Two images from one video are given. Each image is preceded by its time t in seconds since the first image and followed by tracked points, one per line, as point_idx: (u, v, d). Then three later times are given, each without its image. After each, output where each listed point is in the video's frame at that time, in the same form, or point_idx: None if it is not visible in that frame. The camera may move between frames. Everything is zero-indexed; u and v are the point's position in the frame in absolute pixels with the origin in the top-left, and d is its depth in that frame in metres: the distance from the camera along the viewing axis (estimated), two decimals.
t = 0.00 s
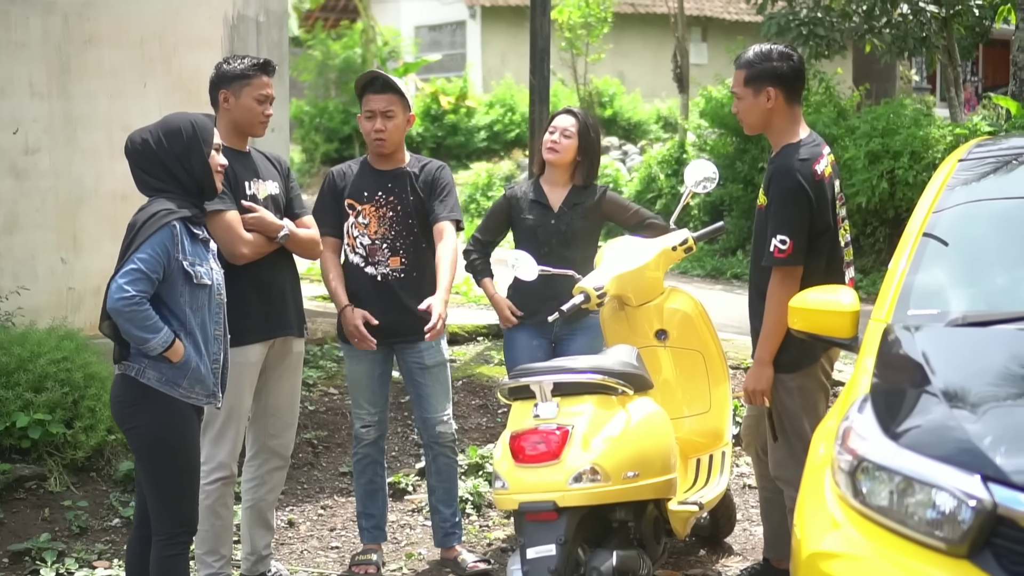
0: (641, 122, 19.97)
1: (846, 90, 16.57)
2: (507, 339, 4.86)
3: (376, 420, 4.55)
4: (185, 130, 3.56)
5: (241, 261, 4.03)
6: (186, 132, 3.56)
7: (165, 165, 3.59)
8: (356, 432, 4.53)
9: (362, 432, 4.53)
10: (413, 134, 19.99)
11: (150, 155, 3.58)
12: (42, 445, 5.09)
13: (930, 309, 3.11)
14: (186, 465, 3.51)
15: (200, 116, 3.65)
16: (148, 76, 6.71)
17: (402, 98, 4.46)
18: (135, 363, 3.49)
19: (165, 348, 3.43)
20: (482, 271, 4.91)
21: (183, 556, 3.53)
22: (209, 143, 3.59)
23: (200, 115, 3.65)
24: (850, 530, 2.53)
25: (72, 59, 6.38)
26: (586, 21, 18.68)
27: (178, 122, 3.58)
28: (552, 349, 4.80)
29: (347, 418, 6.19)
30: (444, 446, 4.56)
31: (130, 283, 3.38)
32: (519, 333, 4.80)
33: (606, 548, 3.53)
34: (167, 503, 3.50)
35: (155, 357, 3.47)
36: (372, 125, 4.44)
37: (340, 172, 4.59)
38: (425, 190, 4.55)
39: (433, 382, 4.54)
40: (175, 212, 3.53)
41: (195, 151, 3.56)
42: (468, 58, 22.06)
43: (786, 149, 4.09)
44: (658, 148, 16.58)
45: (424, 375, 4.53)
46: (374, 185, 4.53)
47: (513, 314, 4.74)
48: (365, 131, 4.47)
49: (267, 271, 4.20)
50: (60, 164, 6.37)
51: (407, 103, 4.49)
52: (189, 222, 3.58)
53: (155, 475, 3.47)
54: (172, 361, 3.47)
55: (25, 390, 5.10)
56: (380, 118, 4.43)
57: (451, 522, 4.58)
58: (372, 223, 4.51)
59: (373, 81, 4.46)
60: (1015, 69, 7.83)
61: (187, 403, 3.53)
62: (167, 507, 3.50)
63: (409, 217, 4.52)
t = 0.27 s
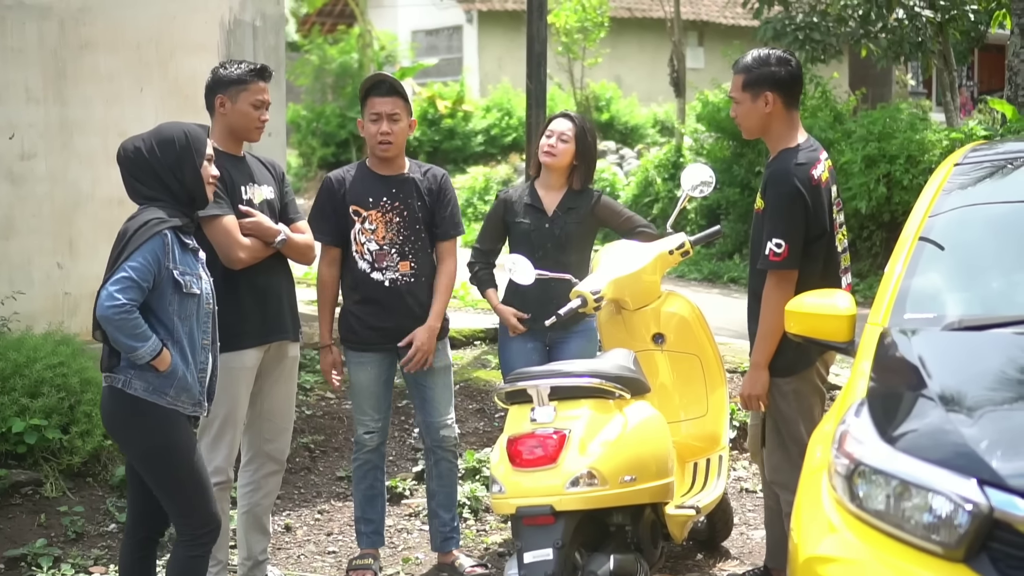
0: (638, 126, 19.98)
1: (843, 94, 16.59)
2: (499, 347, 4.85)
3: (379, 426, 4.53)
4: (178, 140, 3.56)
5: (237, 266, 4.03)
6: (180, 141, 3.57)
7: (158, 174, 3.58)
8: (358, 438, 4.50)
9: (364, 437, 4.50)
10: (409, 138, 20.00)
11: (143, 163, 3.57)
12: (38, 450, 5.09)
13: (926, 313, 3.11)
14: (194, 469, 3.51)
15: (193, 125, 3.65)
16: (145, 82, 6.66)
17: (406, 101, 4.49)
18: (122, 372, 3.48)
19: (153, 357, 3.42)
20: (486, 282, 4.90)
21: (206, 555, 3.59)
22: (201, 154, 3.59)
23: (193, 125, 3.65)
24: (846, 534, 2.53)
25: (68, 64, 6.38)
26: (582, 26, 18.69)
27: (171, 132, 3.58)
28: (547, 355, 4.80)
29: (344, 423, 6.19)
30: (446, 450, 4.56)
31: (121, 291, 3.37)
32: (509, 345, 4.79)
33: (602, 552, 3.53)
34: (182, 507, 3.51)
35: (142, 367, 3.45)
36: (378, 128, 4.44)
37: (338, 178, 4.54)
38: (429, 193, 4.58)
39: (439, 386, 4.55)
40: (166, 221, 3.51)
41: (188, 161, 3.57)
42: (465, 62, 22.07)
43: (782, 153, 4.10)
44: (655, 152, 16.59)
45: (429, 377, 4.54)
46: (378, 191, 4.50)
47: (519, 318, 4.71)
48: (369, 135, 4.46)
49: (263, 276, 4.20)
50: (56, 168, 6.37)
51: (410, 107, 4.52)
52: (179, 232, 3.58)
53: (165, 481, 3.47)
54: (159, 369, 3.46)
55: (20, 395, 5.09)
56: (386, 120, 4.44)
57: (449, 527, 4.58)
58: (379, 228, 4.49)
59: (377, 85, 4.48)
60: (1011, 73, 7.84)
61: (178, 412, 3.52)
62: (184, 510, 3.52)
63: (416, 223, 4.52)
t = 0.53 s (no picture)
0: (640, 129, 19.99)
1: (844, 97, 16.61)
2: (500, 346, 4.85)
3: (383, 428, 4.54)
4: (170, 141, 3.55)
5: (241, 269, 4.03)
6: (172, 142, 3.55)
7: (148, 175, 3.58)
8: (362, 440, 4.50)
9: (368, 440, 4.51)
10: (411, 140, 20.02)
11: (134, 165, 3.57)
12: (40, 452, 5.09)
13: (929, 315, 3.11)
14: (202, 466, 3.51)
15: (185, 126, 3.64)
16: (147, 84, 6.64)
17: (405, 109, 4.47)
18: (126, 377, 3.49)
19: (156, 360, 3.43)
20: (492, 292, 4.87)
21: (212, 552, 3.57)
22: (194, 155, 3.58)
23: (185, 125, 3.64)
24: (849, 536, 2.53)
25: (70, 66, 6.41)
26: (584, 28, 18.70)
27: (163, 133, 3.57)
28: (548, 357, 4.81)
29: (346, 425, 6.19)
30: (450, 452, 4.57)
31: (117, 298, 3.38)
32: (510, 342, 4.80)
33: (605, 555, 3.53)
34: (191, 505, 3.51)
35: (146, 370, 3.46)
36: (377, 138, 4.43)
37: (343, 181, 4.53)
38: (435, 196, 4.60)
39: (441, 387, 4.56)
40: (158, 224, 3.52)
41: (179, 161, 3.56)
42: (467, 64, 22.09)
43: (786, 153, 4.10)
44: (656, 154, 16.59)
45: (433, 378, 4.55)
46: (384, 195, 4.50)
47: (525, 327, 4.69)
48: (369, 144, 4.47)
49: (266, 278, 4.21)
50: (58, 171, 6.39)
51: (410, 113, 4.50)
52: (173, 233, 3.58)
53: (174, 481, 3.48)
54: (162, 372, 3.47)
55: (23, 397, 5.10)
56: (385, 130, 4.43)
57: (452, 529, 4.57)
58: (384, 232, 4.49)
59: (376, 94, 4.47)
60: (1012, 75, 7.84)
61: (183, 413, 3.53)
62: (191, 509, 3.51)
63: (420, 227, 4.53)
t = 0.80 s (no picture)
0: (642, 130, 19.99)
1: (846, 99, 16.61)
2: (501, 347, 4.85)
3: (381, 430, 4.54)
4: (169, 140, 3.55)
5: (247, 269, 4.03)
6: (171, 141, 3.56)
7: (148, 174, 3.57)
8: (360, 441, 4.51)
9: (366, 441, 4.51)
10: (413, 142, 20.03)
11: (134, 165, 3.57)
12: (43, 454, 5.10)
13: (931, 316, 3.11)
14: (190, 473, 3.52)
15: (183, 125, 3.64)
16: (149, 85, 6.65)
17: (403, 112, 4.43)
18: (129, 375, 3.49)
19: (160, 361, 3.44)
20: (495, 296, 4.86)
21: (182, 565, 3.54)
22: (194, 153, 3.58)
23: (184, 124, 3.64)
24: (851, 538, 2.53)
25: (73, 67, 6.42)
26: (586, 30, 18.70)
27: (162, 132, 3.57)
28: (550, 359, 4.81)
29: (348, 426, 6.19)
30: (448, 454, 4.55)
31: (122, 297, 3.38)
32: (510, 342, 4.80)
33: (607, 556, 3.53)
34: (174, 512, 3.51)
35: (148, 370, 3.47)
36: (374, 143, 4.42)
37: (342, 182, 4.57)
38: (434, 199, 4.58)
39: (439, 390, 4.55)
40: (162, 224, 3.51)
41: (179, 159, 3.56)
42: (468, 66, 22.09)
43: (790, 156, 4.10)
44: (658, 156, 16.59)
45: (430, 381, 4.54)
46: (380, 197, 4.51)
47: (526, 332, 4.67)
48: (368, 147, 4.47)
49: (270, 279, 4.21)
50: (61, 173, 6.40)
51: (408, 117, 4.46)
52: (175, 233, 3.58)
53: (160, 486, 3.48)
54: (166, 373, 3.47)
55: (26, 399, 5.11)
56: (382, 135, 4.42)
57: (453, 531, 4.57)
58: (378, 234, 4.51)
59: (375, 97, 4.43)
60: (1015, 77, 7.83)
61: (184, 413, 3.54)
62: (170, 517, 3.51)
63: (416, 229, 4.52)
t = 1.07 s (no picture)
0: (642, 130, 19.99)
1: (846, 99, 16.61)
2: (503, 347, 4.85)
3: (382, 430, 4.53)
4: (170, 137, 3.55)
5: (250, 268, 4.03)
6: (172, 139, 3.56)
7: (148, 174, 3.58)
8: (362, 441, 4.50)
9: (367, 442, 4.50)
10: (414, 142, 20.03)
11: (135, 163, 3.57)
12: (43, 454, 5.10)
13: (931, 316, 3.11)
14: (166, 474, 3.52)
15: (186, 123, 3.64)
16: (149, 85, 6.65)
17: (411, 111, 4.47)
18: (122, 371, 3.50)
19: (149, 359, 3.44)
20: (497, 296, 4.86)
21: (145, 566, 3.52)
22: (194, 152, 3.58)
23: (187, 123, 3.64)
24: (851, 538, 2.53)
25: (74, 68, 6.42)
26: (587, 30, 18.69)
27: (163, 130, 3.57)
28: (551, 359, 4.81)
29: (348, 426, 6.19)
30: (449, 454, 4.55)
31: (111, 294, 3.40)
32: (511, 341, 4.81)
33: (607, 556, 3.53)
34: (146, 510, 3.51)
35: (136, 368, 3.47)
36: (383, 141, 4.43)
37: (341, 182, 4.55)
38: (433, 199, 4.60)
39: (441, 390, 4.55)
40: (155, 222, 3.52)
41: (179, 158, 3.56)
42: (469, 66, 22.09)
43: (792, 155, 4.10)
44: (658, 156, 16.59)
45: (431, 381, 4.54)
46: (382, 196, 4.52)
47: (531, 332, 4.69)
48: (375, 145, 4.46)
49: (273, 279, 4.20)
50: (61, 173, 6.41)
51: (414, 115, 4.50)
52: (170, 231, 3.58)
53: (135, 484, 3.49)
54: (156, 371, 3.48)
55: (26, 399, 5.11)
56: (393, 133, 4.43)
57: (453, 531, 4.56)
58: (382, 234, 4.51)
59: (383, 96, 4.45)
60: (1015, 77, 7.83)
61: (177, 413, 3.55)
62: (140, 515, 3.51)
63: (418, 228, 4.54)
